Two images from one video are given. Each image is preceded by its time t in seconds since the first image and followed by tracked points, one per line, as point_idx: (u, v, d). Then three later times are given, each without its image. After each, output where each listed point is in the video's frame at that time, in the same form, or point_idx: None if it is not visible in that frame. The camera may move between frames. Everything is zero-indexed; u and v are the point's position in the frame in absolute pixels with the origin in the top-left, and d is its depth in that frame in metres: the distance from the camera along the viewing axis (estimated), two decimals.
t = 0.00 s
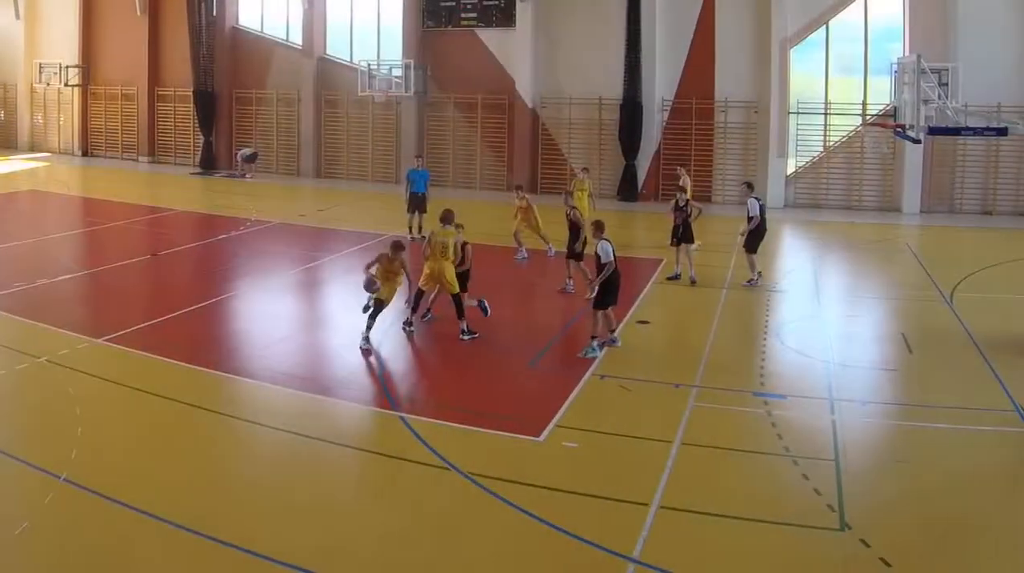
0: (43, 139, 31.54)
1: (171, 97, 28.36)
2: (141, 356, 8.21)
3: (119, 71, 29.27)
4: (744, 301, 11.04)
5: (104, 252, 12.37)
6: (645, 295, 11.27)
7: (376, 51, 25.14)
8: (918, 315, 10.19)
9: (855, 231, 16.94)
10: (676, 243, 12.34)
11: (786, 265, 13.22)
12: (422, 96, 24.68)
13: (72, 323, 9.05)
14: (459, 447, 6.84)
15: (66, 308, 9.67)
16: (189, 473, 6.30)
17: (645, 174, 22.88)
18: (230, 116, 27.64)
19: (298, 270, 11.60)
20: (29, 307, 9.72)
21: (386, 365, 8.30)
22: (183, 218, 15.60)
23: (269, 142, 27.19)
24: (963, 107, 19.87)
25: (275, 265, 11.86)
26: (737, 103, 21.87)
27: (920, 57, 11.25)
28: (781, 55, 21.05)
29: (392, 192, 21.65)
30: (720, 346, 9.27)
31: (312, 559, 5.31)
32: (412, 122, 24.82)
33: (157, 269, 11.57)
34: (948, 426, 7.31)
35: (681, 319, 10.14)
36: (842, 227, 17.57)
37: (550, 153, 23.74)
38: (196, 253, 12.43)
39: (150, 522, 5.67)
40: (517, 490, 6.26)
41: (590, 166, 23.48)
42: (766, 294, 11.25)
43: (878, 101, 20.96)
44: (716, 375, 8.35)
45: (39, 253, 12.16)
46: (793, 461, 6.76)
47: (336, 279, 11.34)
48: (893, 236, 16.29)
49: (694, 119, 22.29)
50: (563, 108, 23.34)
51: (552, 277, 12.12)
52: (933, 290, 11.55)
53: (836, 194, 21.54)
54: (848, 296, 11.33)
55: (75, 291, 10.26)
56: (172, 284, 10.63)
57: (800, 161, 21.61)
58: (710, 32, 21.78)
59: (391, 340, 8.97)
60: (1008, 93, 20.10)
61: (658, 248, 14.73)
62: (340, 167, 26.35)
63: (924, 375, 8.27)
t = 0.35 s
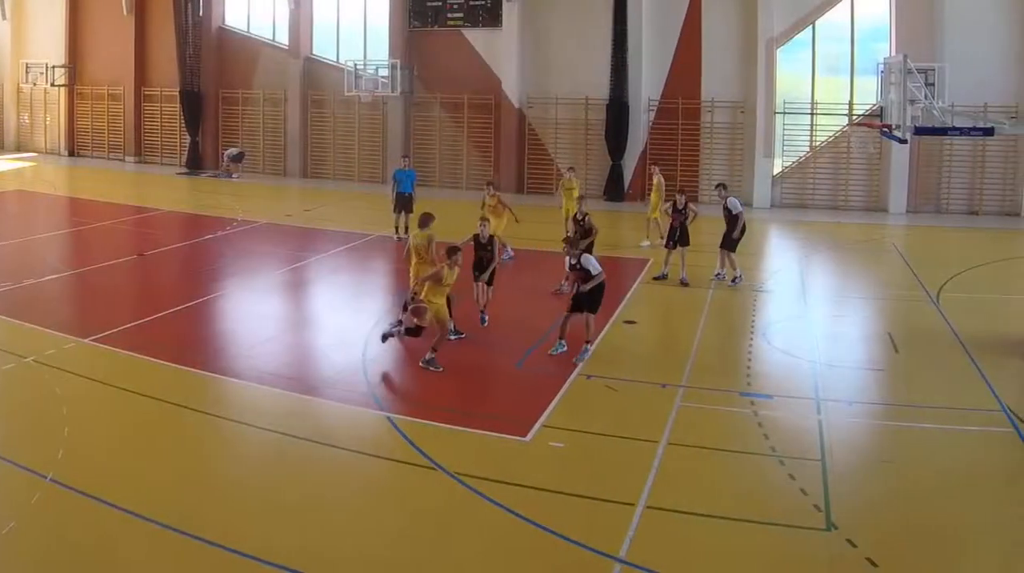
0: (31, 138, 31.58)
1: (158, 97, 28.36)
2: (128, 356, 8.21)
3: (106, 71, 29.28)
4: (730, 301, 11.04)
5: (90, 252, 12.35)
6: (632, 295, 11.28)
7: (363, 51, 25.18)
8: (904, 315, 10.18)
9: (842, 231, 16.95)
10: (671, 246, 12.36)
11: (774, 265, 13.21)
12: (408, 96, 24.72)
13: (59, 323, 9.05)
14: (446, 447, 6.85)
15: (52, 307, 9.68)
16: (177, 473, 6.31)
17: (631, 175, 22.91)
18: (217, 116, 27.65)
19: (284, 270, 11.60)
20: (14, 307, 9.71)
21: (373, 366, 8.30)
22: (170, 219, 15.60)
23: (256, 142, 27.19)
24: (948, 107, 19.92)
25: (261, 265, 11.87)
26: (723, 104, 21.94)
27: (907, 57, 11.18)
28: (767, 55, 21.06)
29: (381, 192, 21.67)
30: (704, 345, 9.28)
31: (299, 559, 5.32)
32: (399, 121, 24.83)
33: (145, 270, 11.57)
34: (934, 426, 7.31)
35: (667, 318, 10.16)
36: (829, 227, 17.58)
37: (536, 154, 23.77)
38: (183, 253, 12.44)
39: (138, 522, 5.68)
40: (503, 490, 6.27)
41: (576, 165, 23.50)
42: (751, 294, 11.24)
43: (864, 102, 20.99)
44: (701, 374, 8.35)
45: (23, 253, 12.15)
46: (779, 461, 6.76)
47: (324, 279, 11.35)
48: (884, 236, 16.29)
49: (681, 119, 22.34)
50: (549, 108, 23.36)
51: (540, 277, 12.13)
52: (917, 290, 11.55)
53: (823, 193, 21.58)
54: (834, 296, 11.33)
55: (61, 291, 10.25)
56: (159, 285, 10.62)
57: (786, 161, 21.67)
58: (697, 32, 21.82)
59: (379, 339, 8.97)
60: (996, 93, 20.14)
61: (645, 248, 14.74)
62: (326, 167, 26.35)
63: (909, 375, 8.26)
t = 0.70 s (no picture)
0: (20, 138, 31.58)
1: (145, 97, 28.33)
2: (115, 356, 8.20)
3: (92, 71, 29.27)
4: (716, 301, 11.05)
5: (75, 252, 12.34)
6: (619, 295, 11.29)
7: (349, 51, 25.22)
8: (889, 315, 10.18)
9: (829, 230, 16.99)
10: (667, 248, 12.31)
11: (760, 265, 13.22)
12: (395, 96, 24.71)
13: (45, 323, 9.05)
14: (432, 446, 6.85)
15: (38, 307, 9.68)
16: (164, 473, 6.31)
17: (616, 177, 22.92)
18: (203, 117, 27.65)
19: (271, 270, 11.60)
20: None
21: (358, 366, 8.29)
22: (157, 218, 15.60)
23: (242, 142, 27.19)
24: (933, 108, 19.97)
25: (248, 265, 11.88)
26: (709, 104, 21.93)
27: (893, 56, 11.25)
28: (754, 55, 21.08)
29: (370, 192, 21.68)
30: (690, 346, 9.27)
31: (285, 559, 5.31)
32: (386, 121, 24.81)
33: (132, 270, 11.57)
34: (919, 426, 7.31)
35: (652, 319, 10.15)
36: (815, 227, 17.58)
37: (522, 154, 23.82)
38: (170, 253, 12.44)
39: (125, 522, 5.67)
40: (490, 490, 6.26)
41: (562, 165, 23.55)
42: (738, 294, 11.24)
43: (850, 101, 20.96)
44: (687, 374, 8.36)
45: (6, 253, 12.15)
46: (767, 460, 6.75)
47: (311, 279, 11.35)
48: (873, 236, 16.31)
49: (667, 119, 22.35)
50: (537, 107, 23.38)
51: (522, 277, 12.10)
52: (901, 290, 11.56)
53: (808, 193, 21.64)
54: (820, 296, 11.34)
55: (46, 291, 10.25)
56: (146, 284, 10.62)
57: (773, 161, 21.66)
58: (684, 33, 21.82)
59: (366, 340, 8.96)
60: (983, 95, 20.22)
61: (632, 248, 14.76)
62: (313, 167, 26.38)
63: (894, 375, 8.27)
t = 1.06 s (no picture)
0: (8, 139, 31.52)
1: (130, 97, 28.29)
2: (102, 356, 8.20)
3: (79, 71, 29.25)
4: (704, 301, 11.06)
5: (60, 252, 12.33)
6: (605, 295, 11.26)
7: (336, 51, 25.26)
8: (875, 315, 10.17)
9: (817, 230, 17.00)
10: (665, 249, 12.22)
11: (746, 266, 13.18)
12: (381, 96, 24.71)
13: (31, 322, 9.04)
14: (418, 446, 6.85)
15: (25, 306, 9.68)
16: (151, 473, 6.31)
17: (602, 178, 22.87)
18: (189, 116, 27.61)
19: (258, 270, 11.60)
20: None
21: (349, 366, 8.30)
22: (143, 218, 15.60)
23: (228, 142, 27.17)
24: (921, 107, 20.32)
25: (234, 265, 11.88)
26: (696, 104, 22.06)
27: (879, 56, 11.15)
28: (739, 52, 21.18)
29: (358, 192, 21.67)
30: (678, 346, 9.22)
31: (271, 559, 5.32)
32: (373, 121, 24.80)
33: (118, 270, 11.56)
34: (905, 426, 7.32)
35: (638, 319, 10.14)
36: (802, 227, 17.58)
37: (509, 154, 23.86)
38: (156, 253, 12.43)
39: (112, 522, 5.67)
40: (476, 490, 6.26)
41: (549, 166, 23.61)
42: (725, 295, 11.21)
43: (837, 102, 21.19)
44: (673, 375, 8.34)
45: None
46: (754, 461, 6.75)
47: (298, 280, 11.36)
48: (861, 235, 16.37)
49: (653, 119, 22.44)
50: (523, 108, 23.45)
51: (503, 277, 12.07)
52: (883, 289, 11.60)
53: (796, 190, 21.78)
54: (807, 296, 11.35)
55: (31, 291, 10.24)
56: (132, 284, 10.62)
57: (760, 161, 21.84)
58: (670, 33, 21.93)
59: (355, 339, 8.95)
60: (970, 95, 20.39)
61: (619, 248, 14.77)
62: (299, 167, 26.37)
63: (881, 375, 8.27)
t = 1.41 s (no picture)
0: None
1: (117, 97, 28.29)
2: (89, 356, 8.20)
3: (65, 71, 29.24)
4: (692, 302, 11.07)
5: (46, 252, 12.32)
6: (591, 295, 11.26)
7: (322, 51, 25.33)
8: (861, 316, 10.17)
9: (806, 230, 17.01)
10: (659, 252, 12.07)
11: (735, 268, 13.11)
12: (367, 96, 24.75)
13: (17, 322, 9.04)
14: (404, 446, 6.85)
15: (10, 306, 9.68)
16: (137, 472, 6.32)
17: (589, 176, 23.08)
18: (175, 116, 27.60)
19: (244, 270, 11.60)
20: None
21: (336, 366, 8.30)
22: (130, 218, 15.60)
23: (214, 142, 27.18)
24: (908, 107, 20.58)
25: (220, 265, 11.89)
26: (683, 104, 22.12)
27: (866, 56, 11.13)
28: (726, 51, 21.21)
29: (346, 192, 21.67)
30: (664, 346, 9.25)
31: (258, 559, 5.32)
32: (359, 120, 24.84)
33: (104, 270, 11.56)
34: (891, 426, 7.32)
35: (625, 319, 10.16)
36: (791, 227, 17.58)
37: (495, 154, 23.94)
38: (143, 253, 12.44)
39: (98, 522, 5.68)
40: (462, 490, 6.26)
41: (535, 165, 23.66)
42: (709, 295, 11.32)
43: (823, 102, 21.30)
44: (659, 375, 8.35)
45: None
46: (741, 461, 6.75)
47: (286, 280, 11.36)
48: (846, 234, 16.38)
49: (640, 119, 22.52)
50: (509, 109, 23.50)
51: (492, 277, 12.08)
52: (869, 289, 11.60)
53: (783, 189, 21.88)
54: (794, 295, 11.37)
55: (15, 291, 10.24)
56: (118, 284, 10.63)
57: (745, 161, 21.97)
58: (657, 33, 21.99)
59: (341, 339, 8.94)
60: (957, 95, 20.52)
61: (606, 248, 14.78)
62: (286, 167, 26.37)
63: (867, 375, 8.28)
